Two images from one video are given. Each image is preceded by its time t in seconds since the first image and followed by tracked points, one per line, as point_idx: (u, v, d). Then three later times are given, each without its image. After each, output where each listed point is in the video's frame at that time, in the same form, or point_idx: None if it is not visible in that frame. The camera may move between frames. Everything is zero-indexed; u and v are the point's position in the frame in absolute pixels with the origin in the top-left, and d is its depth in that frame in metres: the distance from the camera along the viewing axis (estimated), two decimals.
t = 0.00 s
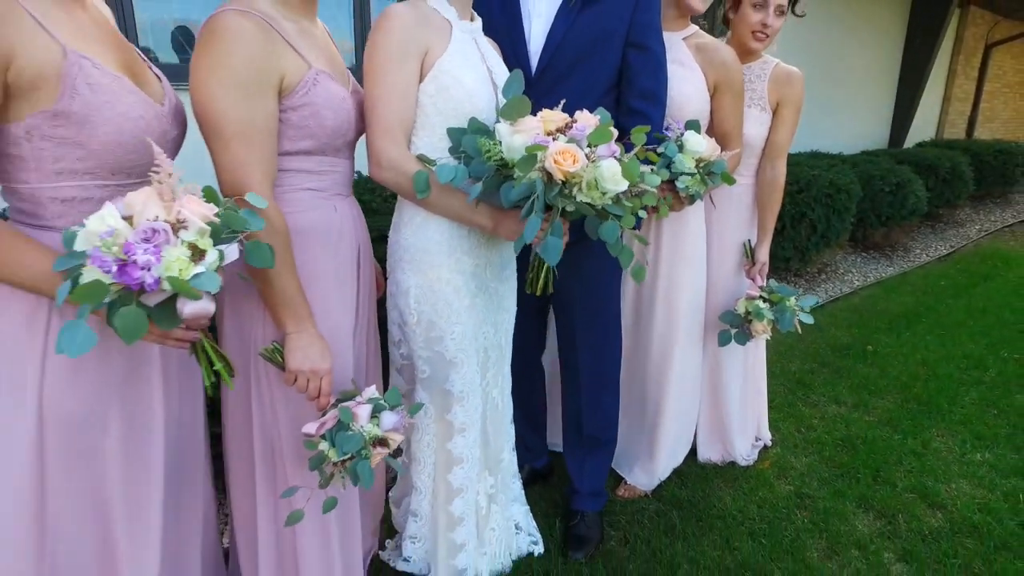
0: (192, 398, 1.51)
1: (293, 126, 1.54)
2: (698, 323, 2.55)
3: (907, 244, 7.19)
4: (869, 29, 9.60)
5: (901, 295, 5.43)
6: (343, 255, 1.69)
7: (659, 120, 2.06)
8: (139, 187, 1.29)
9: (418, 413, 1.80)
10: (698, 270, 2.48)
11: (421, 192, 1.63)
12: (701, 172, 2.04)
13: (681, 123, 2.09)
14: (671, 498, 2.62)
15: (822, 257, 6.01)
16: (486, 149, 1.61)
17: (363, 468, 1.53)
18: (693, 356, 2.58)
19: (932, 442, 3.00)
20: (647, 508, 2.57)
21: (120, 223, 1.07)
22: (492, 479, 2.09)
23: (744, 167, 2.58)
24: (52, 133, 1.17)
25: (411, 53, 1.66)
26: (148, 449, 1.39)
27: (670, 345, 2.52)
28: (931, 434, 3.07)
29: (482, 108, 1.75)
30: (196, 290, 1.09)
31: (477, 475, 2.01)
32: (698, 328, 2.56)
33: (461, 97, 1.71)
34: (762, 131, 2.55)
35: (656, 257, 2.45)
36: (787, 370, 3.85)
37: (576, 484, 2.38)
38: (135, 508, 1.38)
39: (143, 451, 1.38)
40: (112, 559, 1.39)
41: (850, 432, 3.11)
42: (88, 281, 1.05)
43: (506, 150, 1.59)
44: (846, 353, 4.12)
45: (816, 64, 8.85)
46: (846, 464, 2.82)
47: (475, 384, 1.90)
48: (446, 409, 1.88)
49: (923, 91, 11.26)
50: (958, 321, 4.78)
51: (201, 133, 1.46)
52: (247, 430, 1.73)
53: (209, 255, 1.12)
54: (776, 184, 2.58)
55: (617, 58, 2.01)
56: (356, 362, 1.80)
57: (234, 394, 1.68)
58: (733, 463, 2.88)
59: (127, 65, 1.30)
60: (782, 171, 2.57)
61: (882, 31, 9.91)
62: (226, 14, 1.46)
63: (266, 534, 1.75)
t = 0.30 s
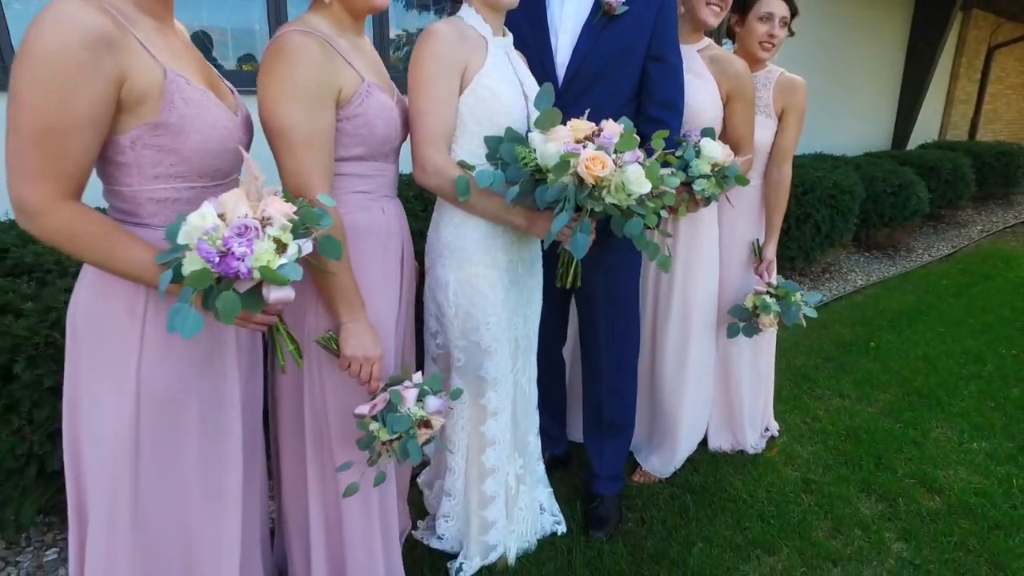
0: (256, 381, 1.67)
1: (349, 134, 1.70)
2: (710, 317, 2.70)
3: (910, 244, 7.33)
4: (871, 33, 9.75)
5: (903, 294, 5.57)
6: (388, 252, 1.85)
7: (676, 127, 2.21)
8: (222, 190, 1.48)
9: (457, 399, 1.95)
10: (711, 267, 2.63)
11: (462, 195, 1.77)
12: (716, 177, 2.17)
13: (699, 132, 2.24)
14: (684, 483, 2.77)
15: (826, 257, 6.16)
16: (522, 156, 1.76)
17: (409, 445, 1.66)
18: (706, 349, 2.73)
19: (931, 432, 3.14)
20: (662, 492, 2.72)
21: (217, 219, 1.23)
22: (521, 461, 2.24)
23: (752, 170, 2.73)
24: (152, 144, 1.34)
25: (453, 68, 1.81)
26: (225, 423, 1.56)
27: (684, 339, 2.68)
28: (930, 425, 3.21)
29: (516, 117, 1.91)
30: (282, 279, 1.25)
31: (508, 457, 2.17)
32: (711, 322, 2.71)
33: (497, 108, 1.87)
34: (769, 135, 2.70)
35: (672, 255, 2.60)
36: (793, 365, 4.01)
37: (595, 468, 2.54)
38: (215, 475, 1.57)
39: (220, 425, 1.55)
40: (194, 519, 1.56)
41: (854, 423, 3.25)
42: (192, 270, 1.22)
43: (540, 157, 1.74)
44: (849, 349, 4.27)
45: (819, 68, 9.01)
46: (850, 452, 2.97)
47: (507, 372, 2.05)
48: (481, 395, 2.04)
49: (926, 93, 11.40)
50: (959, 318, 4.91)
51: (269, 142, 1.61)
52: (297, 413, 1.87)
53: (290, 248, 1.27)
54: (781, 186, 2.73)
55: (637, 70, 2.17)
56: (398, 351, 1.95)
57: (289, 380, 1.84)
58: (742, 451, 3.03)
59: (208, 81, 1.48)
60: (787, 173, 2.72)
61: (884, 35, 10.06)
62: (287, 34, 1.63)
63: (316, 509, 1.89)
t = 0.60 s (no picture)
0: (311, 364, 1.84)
1: (398, 138, 1.86)
2: (723, 311, 2.86)
3: (917, 244, 7.45)
4: (879, 35, 9.88)
5: (909, 293, 5.70)
6: (429, 248, 2.02)
7: (692, 133, 2.36)
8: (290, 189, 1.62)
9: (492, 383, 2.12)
10: (724, 264, 2.78)
11: (498, 195, 1.92)
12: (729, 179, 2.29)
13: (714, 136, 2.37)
14: (698, 469, 2.92)
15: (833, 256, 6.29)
16: (554, 160, 1.93)
17: (456, 420, 1.86)
18: (719, 341, 2.89)
19: (934, 423, 3.28)
20: (676, 477, 2.87)
21: (293, 214, 1.38)
22: (547, 443, 2.40)
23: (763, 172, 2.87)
24: (232, 149, 1.48)
25: (491, 78, 1.97)
26: (289, 397, 1.74)
27: (699, 332, 2.83)
28: (933, 416, 3.36)
29: (546, 124, 2.08)
30: (353, 266, 1.41)
31: (536, 440, 2.33)
32: (724, 315, 2.87)
33: (529, 115, 2.04)
34: (778, 140, 2.85)
35: (688, 254, 2.76)
36: (800, 360, 4.16)
37: (616, 453, 2.69)
38: (281, 443, 1.74)
39: (285, 399, 1.73)
40: (264, 483, 1.75)
41: (859, 414, 3.40)
42: (274, 259, 1.37)
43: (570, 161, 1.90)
44: (855, 345, 4.41)
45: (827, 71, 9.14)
46: (855, 441, 3.12)
47: (536, 359, 2.22)
48: (513, 380, 2.20)
49: (934, 95, 11.49)
50: (963, 317, 5.04)
51: (327, 149, 1.78)
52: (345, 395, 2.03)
53: (357, 239, 1.43)
54: (790, 188, 2.87)
55: (657, 79, 2.32)
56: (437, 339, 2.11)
57: (337, 364, 2.00)
58: (752, 439, 3.19)
59: (274, 89, 1.61)
60: (795, 175, 2.86)
61: (891, 38, 10.18)
62: (343, 49, 1.78)
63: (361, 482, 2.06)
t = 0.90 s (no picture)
0: (352, 347, 2.03)
1: (434, 142, 2.04)
2: (729, 305, 3.03)
3: (921, 245, 7.58)
4: (884, 39, 10.03)
5: (912, 292, 5.85)
6: (460, 244, 2.20)
7: (701, 138, 2.53)
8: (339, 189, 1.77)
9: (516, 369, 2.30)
10: (729, 261, 2.96)
11: (522, 196, 2.10)
12: (736, 180, 2.45)
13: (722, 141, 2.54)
14: (705, 454, 3.08)
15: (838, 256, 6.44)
16: (573, 165, 2.10)
17: (489, 398, 2.04)
18: (725, 335, 3.06)
19: (931, 414, 3.44)
20: (684, 462, 3.03)
21: (346, 208, 1.55)
22: (566, 426, 2.58)
23: (766, 175, 3.04)
24: (291, 153, 1.64)
25: (515, 88, 2.14)
26: (335, 377, 1.93)
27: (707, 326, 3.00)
28: (930, 407, 3.51)
29: (566, 130, 2.25)
30: (398, 254, 1.57)
31: (555, 423, 2.50)
32: (729, 310, 3.04)
33: (552, 122, 2.22)
34: (780, 144, 3.02)
35: (695, 251, 2.93)
36: (804, 355, 4.32)
37: (628, 439, 2.87)
38: (328, 419, 1.94)
39: (332, 378, 1.92)
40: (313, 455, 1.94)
41: (859, 405, 3.56)
42: (329, 245, 1.52)
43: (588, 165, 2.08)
44: (858, 340, 4.57)
45: (832, 74, 9.30)
46: (855, 430, 3.28)
47: (556, 347, 2.40)
48: (534, 366, 2.38)
49: (940, 97, 11.60)
50: (965, 314, 5.18)
51: (370, 153, 1.96)
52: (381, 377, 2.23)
53: (401, 231, 1.59)
54: (791, 190, 3.04)
55: (668, 89, 2.49)
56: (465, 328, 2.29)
57: (373, 349, 2.19)
58: (757, 428, 3.35)
59: (325, 99, 1.77)
60: (796, 178, 3.03)
61: (897, 41, 10.32)
62: (382, 61, 1.94)
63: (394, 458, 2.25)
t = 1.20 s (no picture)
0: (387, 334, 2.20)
1: (462, 147, 2.22)
2: (735, 300, 3.18)
3: (927, 245, 7.69)
4: (892, 41, 10.13)
5: (917, 290, 5.96)
6: (485, 240, 2.37)
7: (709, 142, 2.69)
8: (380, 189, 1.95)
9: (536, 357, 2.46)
10: (736, 258, 3.11)
11: (543, 195, 2.26)
12: (743, 181, 2.60)
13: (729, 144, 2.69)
14: (713, 442, 3.23)
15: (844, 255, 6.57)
16: (591, 166, 2.26)
17: (511, 382, 2.21)
18: (731, 328, 3.21)
19: (931, 406, 3.57)
20: (693, 449, 3.18)
21: (390, 206, 1.72)
22: (581, 412, 2.74)
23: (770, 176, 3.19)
24: (339, 155, 1.81)
25: (538, 95, 2.31)
26: (373, 360, 2.10)
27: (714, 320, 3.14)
28: (930, 400, 3.65)
29: (584, 134, 2.41)
30: (438, 249, 1.73)
31: (572, 408, 2.66)
32: (736, 304, 3.19)
33: (571, 127, 2.38)
34: (784, 147, 3.17)
35: (703, 248, 3.08)
36: (809, 350, 4.46)
37: (640, 426, 3.02)
38: (367, 397, 2.11)
39: (369, 359, 2.08)
40: (352, 430, 2.11)
41: (862, 398, 3.70)
42: (375, 242, 1.71)
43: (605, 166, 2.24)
44: (862, 337, 4.70)
45: (840, 76, 9.41)
46: (858, 421, 3.42)
47: (573, 336, 2.56)
48: (553, 354, 2.55)
49: (949, 99, 11.67)
50: (968, 312, 5.29)
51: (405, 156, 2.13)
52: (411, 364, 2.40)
53: (440, 228, 1.76)
54: (795, 191, 3.19)
55: (678, 95, 2.65)
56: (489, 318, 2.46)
57: (404, 337, 2.36)
58: (762, 418, 3.50)
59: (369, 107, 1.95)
60: (800, 178, 3.18)
61: (905, 43, 10.42)
62: (417, 71, 2.10)
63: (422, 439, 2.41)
